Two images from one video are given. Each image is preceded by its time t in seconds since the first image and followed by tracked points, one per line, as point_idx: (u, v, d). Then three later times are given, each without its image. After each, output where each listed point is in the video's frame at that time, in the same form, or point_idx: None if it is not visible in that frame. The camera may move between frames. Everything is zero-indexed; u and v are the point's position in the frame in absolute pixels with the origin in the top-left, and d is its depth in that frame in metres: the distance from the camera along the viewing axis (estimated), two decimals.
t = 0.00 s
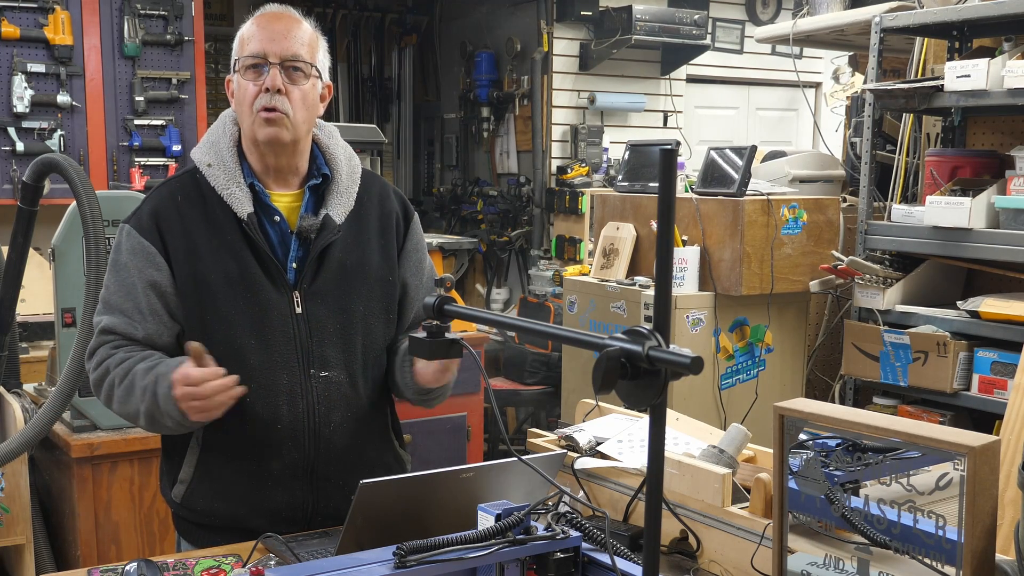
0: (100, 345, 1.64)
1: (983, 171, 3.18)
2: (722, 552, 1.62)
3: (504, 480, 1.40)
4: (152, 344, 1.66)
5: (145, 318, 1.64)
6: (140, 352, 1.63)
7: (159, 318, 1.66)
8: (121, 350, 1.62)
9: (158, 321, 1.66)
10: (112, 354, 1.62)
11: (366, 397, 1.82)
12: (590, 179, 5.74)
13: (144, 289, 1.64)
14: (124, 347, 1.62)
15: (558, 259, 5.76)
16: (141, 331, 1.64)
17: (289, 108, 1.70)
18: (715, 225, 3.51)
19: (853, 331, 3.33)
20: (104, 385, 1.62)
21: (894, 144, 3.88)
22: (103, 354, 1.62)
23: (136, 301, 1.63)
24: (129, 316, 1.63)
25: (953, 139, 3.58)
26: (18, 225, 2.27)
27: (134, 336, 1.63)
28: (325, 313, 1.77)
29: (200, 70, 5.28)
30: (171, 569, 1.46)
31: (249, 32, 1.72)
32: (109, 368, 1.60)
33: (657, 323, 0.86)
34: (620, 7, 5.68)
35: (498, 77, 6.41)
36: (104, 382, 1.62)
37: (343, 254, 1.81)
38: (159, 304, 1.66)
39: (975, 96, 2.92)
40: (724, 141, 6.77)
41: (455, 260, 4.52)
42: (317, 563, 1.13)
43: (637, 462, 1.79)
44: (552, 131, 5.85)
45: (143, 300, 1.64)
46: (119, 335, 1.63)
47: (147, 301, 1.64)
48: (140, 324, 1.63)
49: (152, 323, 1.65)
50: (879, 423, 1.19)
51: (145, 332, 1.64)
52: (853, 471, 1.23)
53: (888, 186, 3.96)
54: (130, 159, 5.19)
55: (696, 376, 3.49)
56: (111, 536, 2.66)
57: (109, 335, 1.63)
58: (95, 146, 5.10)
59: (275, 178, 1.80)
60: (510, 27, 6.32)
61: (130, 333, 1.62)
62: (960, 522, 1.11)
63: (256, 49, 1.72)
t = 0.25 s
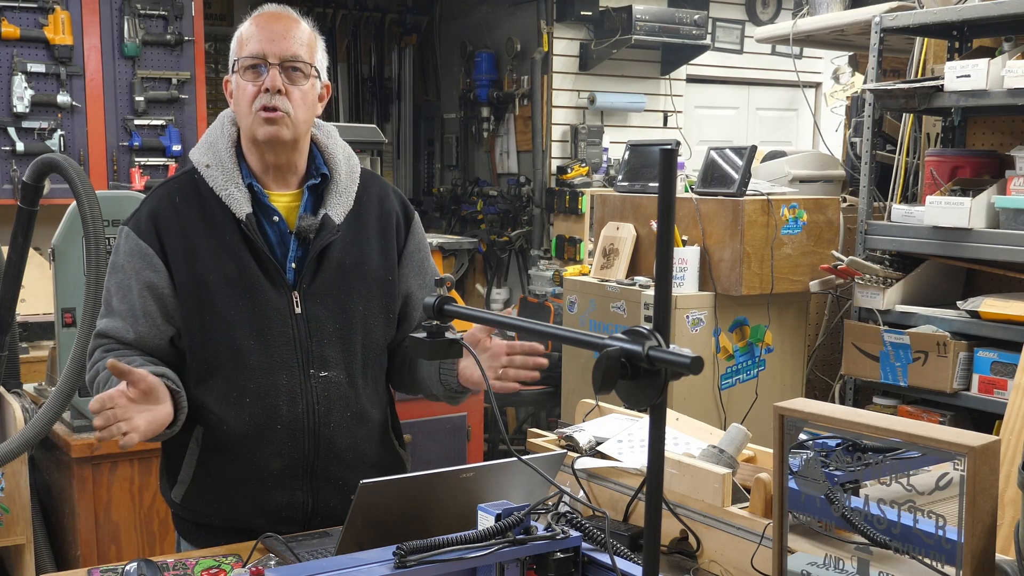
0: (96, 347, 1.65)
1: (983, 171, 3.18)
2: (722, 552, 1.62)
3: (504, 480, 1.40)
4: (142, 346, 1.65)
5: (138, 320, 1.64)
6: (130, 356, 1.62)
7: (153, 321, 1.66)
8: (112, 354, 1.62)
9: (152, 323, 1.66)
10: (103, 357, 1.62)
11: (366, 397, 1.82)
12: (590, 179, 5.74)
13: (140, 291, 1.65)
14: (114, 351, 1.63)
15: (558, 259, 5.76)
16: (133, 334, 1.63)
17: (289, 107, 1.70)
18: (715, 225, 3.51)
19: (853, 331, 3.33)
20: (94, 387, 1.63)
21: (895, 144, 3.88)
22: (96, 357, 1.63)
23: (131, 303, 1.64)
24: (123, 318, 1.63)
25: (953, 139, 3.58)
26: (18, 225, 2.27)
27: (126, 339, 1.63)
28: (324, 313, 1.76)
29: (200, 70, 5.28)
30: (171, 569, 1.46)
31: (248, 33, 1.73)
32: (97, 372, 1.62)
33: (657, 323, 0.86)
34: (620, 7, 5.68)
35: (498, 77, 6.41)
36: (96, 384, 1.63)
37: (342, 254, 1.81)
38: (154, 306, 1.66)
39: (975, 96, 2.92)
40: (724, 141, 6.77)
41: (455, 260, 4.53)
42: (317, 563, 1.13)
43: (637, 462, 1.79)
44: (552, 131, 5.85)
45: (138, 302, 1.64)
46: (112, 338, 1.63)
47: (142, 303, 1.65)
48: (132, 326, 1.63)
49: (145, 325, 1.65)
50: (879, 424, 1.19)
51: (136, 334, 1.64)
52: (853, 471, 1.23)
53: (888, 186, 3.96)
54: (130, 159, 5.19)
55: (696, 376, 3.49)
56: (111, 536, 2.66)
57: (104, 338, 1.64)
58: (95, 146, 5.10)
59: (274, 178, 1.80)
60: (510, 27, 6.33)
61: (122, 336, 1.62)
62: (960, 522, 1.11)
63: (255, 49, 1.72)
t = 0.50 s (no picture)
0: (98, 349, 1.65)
1: (983, 171, 3.18)
2: (722, 552, 1.62)
3: (504, 480, 1.40)
4: (145, 347, 1.65)
5: (140, 321, 1.64)
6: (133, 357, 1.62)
7: (155, 322, 1.66)
8: (115, 355, 1.62)
9: (154, 325, 1.66)
10: (106, 359, 1.62)
11: (366, 397, 1.82)
12: (590, 179, 5.74)
13: (141, 292, 1.64)
14: (118, 353, 1.62)
15: (558, 259, 5.76)
16: (135, 335, 1.63)
17: (290, 109, 1.70)
18: (715, 225, 3.51)
19: (853, 331, 3.33)
20: (98, 389, 1.62)
21: (895, 144, 3.88)
22: (99, 358, 1.63)
23: (133, 303, 1.64)
24: (125, 320, 1.63)
25: (953, 139, 3.58)
26: (18, 225, 2.27)
27: (128, 340, 1.63)
28: (325, 314, 1.76)
29: (200, 70, 5.28)
30: (171, 569, 1.46)
31: (249, 33, 1.72)
32: (103, 372, 1.60)
33: (657, 323, 0.86)
34: (620, 7, 5.68)
35: (498, 77, 6.41)
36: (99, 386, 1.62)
37: (343, 254, 1.81)
38: (155, 307, 1.66)
39: (975, 96, 2.92)
40: (724, 141, 6.77)
41: (455, 260, 4.53)
42: (317, 563, 1.13)
43: (637, 462, 1.79)
44: (552, 131, 5.85)
45: (140, 303, 1.64)
46: (115, 340, 1.63)
47: (143, 304, 1.64)
48: (134, 327, 1.63)
49: (147, 326, 1.65)
50: (879, 423, 1.19)
51: (139, 335, 1.64)
52: (853, 472, 1.23)
53: (888, 186, 3.96)
54: (130, 159, 5.19)
55: (696, 376, 3.49)
56: (111, 536, 2.66)
57: (106, 340, 1.64)
58: (95, 146, 5.10)
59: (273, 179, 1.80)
60: (510, 27, 6.33)
61: (125, 337, 1.62)
62: (960, 522, 1.11)
63: (256, 49, 1.72)
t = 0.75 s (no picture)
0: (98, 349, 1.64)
1: (983, 171, 3.17)
2: (722, 552, 1.62)
3: (505, 480, 1.40)
4: (145, 347, 1.65)
5: (140, 321, 1.64)
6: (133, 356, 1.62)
7: (155, 322, 1.66)
8: (116, 355, 1.62)
9: (155, 325, 1.66)
10: (107, 358, 1.62)
11: (366, 396, 1.82)
12: (590, 179, 5.74)
13: (142, 292, 1.64)
14: (118, 353, 1.62)
15: (558, 259, 5.76)
16: (136, 334, 1.63)
17: (292, 110, 1.70)
18: (715, 225, 3.51)
19: (853, 331, 3.33)
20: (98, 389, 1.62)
21: (895, 144, 3.88)
22: (99, 358, 1.62)
23: (134, 303, 1.64)
24: (125, 320, 1.63)
25: (953, 139, 3.58)
26: (18, 225, 2.27)
27: (129, 340, 1.63)
28: (325, 314, 1.76)
29: (200, 70, 5.28)
30: (171, 569, 1.46)
31: (250, 33, 1.72)
32: (103, 372, 1.60)
33: (657, 323, 0.86)
34: (620, 7, 5.68)
35: (498, 77, 6.41)
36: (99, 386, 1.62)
37: (343, 255, 1.81)
38: (156, 307, 1.66)
39: (975, 96, 2.92)
40: (724, 141, 6.77)
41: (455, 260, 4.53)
42: (317, 563, 1.13)
43: (637, 462, 1.79)
44: (552, 131, 5.84)
45: (140, 303, 1.64)
46: (116, 340, 1.63)
47: (144, 304, 1.64)
48: (135, 327, 1.63)
49: (148, 326, 1.65)
50: (879, 424, 1.19)
51: (139, 335, 1.64)
52: (852, 471, 1.23)
53: (888, 186, 3.96)
54: (130, 159, 5.19)
55: (696, 376, 3.49)
56: (111, 536, 2.66)
57: (106, 339, 1.64)
58: (95, 146, 5.10)
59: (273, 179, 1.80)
60: (510, 27, 6.33)
61: (125, 337, 1.62)
62: (960, 522, 1.11)
63: (257, 49, 1.71)
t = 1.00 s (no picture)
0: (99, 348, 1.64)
1: (983, 171, 3.18)
2: (722, 552, 1.62)
3: (505, 480, 1.40)
4: (146, 347, 1.65)
5: (141, 321, 1.64)
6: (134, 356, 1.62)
7: (157, 322, 1.66)
8: (116, 354, 1.62)
9: (156, 325, 1.66)
10: (107, 358, 1.62)
11: (367, 397, 1.82)
12: (590, 179, 5.74)
13: (143, 291, 1.64)
14: (118, 352, 1.62)
15: (558, 259, 5.76)
16: (136, 334, 1.63)
17: (293, 111, 1.70)
18: (715, 225, 3.51)
19: (853, 331, 3.33)
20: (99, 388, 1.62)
21: (895, 144, 3.88)
22: (100, 358, 1.62)
23: (134, 303, 1.64)
24: (126, 319, 1.63)
25: (953, 139, 3.58)
26: (18, 225, 2.27)
27: (130, 340, 1.63)
28: (325, 314, 1.76)
29: (200, 70, 5.28)
30: (171, 569, 1.46)
31: (252, 34, 1.72)
32: (103, 372, 1.60)
33: (657, 323, 0.86)
34: (620, 8, 5.68)
35: (498, 77, 6.41)
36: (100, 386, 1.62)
37: (343, 255, 1.81)
38: (157, 307, 1.66)
39: (975, 96, 2.92)
40: (724, 141, 6.77)
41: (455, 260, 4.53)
42: (317, 563, 1.13)
43: (637, 462, 1.79)
44: (552, 131, 5.84)
45: (141, 303, 1.64)
46: (116, 339, 1.63)
47: (145, 304, 1.64)
48: (136, 326, 1.63)
49: (149, 326, 1.65)
50: (879, 424, 1.19)
51: (140, 335, 1.64)
52: (852, 472, 1.23)
53: (888, 186, 3.96)
54: (130, 159, 5.19)
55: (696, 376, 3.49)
56: (111, 536, 2.66)
57: (107, 339, 1.64)
58: (95, 146, 5.10)
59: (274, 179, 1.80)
60: (510, 27, 6.33)
61: (126, 336, 1.62)
62: (960, 521, 1.11)
63: (259, 50, 1.72)
